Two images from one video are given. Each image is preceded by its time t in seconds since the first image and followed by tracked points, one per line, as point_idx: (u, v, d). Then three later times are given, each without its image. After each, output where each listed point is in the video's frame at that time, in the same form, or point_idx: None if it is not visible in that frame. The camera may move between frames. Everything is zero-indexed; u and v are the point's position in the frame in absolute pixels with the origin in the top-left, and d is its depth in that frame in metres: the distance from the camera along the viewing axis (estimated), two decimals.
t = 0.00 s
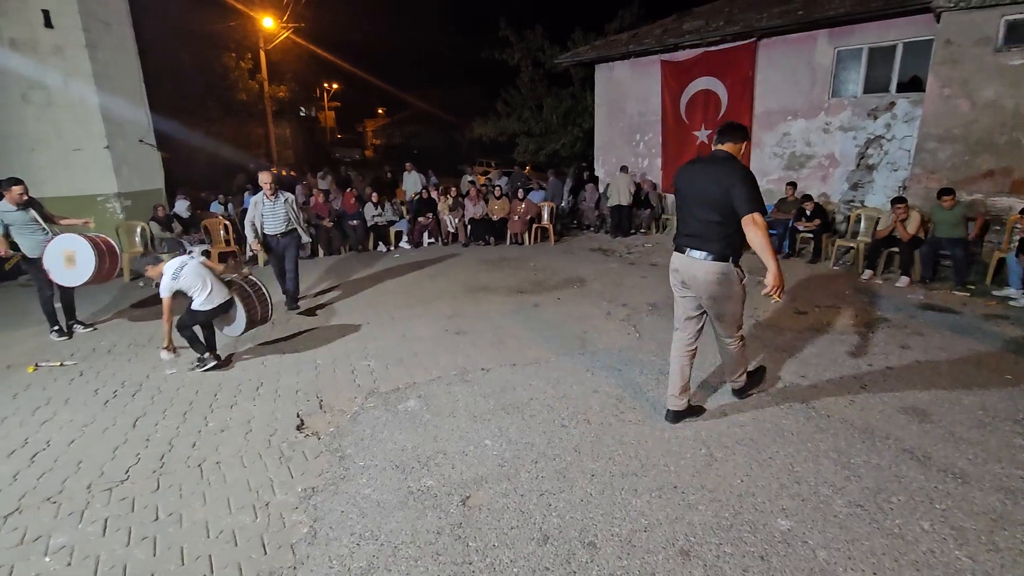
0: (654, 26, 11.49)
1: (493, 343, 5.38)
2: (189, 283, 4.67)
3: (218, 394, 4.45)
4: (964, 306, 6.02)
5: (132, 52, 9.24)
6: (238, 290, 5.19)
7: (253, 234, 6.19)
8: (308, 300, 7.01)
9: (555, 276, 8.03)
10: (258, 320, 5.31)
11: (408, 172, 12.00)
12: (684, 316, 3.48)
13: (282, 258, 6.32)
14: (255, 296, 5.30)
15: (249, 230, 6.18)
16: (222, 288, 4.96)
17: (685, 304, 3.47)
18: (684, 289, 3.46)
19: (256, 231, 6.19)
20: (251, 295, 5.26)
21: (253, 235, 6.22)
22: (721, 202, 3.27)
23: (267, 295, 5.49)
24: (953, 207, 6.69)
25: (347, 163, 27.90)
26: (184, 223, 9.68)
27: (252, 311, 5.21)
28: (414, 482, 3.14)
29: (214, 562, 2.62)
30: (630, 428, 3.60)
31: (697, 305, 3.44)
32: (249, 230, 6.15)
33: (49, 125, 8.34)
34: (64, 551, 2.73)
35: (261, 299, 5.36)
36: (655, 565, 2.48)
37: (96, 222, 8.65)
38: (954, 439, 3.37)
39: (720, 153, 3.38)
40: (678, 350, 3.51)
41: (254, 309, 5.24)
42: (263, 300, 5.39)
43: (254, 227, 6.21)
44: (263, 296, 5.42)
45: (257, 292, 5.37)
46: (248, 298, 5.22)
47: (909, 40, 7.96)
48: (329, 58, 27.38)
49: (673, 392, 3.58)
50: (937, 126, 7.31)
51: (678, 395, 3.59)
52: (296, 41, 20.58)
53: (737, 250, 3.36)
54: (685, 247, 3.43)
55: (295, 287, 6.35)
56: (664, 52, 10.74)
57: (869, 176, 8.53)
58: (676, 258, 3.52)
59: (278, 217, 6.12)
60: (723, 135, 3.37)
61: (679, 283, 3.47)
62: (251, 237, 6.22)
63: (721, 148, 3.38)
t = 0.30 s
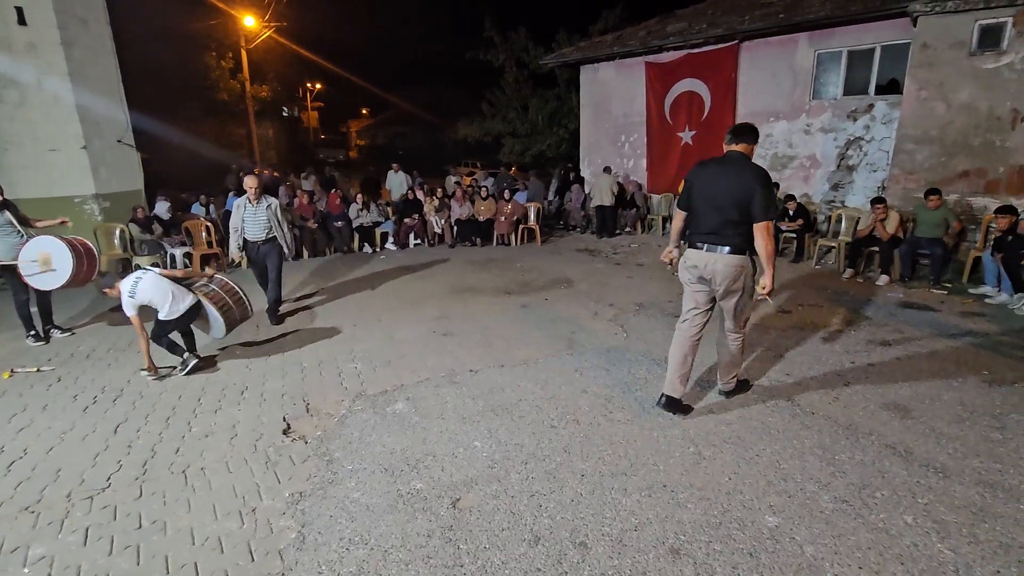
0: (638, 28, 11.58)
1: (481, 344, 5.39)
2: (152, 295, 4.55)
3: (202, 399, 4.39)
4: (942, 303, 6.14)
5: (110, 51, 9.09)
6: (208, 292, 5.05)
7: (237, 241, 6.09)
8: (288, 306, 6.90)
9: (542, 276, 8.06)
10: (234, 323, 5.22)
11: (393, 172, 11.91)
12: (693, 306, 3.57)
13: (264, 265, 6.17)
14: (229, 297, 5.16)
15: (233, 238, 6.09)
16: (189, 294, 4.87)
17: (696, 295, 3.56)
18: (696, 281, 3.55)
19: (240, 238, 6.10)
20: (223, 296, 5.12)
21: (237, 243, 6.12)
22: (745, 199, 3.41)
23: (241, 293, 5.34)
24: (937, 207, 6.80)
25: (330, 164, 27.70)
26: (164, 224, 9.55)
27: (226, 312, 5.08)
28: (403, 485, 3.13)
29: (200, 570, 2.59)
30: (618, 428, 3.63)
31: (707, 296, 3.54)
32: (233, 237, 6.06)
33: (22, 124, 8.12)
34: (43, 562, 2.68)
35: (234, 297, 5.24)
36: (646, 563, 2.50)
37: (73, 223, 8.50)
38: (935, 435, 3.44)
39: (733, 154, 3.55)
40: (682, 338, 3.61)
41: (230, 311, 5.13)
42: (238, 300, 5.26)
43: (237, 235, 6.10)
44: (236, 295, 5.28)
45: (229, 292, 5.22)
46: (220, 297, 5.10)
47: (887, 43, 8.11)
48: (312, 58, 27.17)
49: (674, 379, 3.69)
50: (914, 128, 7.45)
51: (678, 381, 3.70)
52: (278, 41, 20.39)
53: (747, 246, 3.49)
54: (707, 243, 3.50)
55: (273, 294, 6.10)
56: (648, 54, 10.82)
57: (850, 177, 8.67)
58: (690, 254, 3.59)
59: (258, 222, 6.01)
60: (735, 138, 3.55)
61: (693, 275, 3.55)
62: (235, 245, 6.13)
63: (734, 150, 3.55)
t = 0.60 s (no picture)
0: (629, 30, 11.62)
1: (475, 345, 5.38)
2: (101, 260, 4.46)
3: (195, 402, 4.36)
4: (931, 302, 6.21)
5: (98, 52, 9.00)
6: (162, 270, 5.03)
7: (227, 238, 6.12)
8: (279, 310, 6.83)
9: (535, 277, 8.07)
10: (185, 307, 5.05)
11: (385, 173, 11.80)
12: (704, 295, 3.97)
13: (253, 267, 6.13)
14: (182, 278, 5.09)
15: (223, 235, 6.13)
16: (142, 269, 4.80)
17: (708, 285, 3.93)
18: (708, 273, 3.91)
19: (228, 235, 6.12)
20: (175, 275, 5.05)
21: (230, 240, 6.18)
22: (766, 194, 3.79)
23: (199, 280, 5.25)
24: (936, 209, 6.88)
25: (321, 166, 27.57)
26: (153, 227, 9.46)
27: (176, 292, 4.95)
28: (400, 488, 3.12)
29: None
30: (615, 429, 3.63)
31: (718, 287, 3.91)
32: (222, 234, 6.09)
33: (8, 125, 8.02)
34: (32, 570, 2.64)
35: (189, 282, 5.13)
36: (645, 564, 2.50)
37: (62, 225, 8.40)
38: (928, 433, 3.47)
39: (745, 152, 3.90)
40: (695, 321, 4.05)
41: (180, 290, 5.00)
42: (193, 286, 5.16)
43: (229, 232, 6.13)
44: (192, 281, 5.18)
45: (185, 276, 5.15)
46: (173, 277, 5.02)
47: (875, 46, 8.19)
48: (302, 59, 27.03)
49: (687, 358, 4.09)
50: (903, 129, 7.53)
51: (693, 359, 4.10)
52: (268, 42, 20.27)
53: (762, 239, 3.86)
54: (731, 238, 3.82)
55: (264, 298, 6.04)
56: (639, 56, 10.87)
57: (839, 178, 8.75)
58: (710, 249, 3.90)
59: (250, 224, 5.94)
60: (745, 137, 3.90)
61: (707, 268, 3.90)
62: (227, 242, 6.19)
63: (745, 149, 3.91)
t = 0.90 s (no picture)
0: (624, 33, 11.65)
1: (470, 348, 5.37)
2: (57, 264, 4.35)
3: (187, 407, 4.33)
4: (924, 303, 6.24)
5: (90, 54, 8.95)
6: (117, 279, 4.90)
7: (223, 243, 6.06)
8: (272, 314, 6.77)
9: (530, 280, 8.06)
10: (132, 317, 4.89)
11: (377, 177, 11.85)
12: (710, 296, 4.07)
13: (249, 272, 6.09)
14: (137, 291, 4.94)
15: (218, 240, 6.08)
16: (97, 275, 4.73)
17: (713, 287, 4.03)
18: (710, 274, 4.01)
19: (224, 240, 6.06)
20: (130, 286, 4.92)
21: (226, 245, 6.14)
22: (768, 196, 3.87)
23: (154, 295, 5.09)
24: (933, 212, 6.88)
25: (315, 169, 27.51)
26: (146, 230, 9.41)
27: (126, 303, 4.81)
28: (396, 492, 3.10)
29: None
30: (611, 431, 3.63)
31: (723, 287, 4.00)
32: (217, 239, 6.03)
33: None
34: None
35: (143, 296, 4.98)
36: (643, 567, 2.49)
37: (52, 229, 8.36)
38: (923, 433, 3.48)
39: (743, 155, 3.98)
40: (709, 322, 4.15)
41: (130, 300, 4.85)
42: (147, 300, 5.01)
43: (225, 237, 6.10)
44: (147, 295, 5.03)
45: (141, 289, 5.00)
46: (127, 287, 4.88)
47: (868, 48, 8.24)
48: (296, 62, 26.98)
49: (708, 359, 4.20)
50: (895, 131, 7.58)
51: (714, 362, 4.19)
52: (262, 45, 20.22)
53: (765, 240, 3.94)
54: (736, 240, 3.88)
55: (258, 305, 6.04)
56: (633, 58, 10.90)
57: (833, 180, 8.80)
58: (715, 250, 3.96)
59: (246, 229, 5.91)
60: (744, 139, 3.97)
61: (710, 270, 4.00)
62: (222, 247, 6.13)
63: (744, 151, 3.98)
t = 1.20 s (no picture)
0: (622, 36, 11.64)
1: (466, 352, 5.34)
2: (21, 280, 4.50)
3: (179, 413, 4.29)
4: (921, 306, 6.21)
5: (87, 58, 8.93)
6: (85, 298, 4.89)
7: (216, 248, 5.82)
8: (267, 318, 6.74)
9: (527, 283, 8.03)
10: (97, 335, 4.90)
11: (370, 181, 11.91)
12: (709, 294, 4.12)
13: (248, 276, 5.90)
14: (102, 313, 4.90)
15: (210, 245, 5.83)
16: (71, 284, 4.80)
17: (710, 286, 4.06)
18: (706, 274, 4.04)
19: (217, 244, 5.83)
20: (97, 307, 4.89)
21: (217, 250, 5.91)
22: (763, 199, 3.87)
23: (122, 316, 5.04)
24: (929, 215, 6.86)
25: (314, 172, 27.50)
26: (142, 234, 9.37)
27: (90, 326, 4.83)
28: (387, 499, 3.07)
29: None
30: (606, 436, 3.60)
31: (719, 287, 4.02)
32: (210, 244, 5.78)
33: None
34: None
35: (109, 317, 4.95)
36: None
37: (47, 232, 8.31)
38: (920, 438, 3.45)
39: (736, 161, 3.97)
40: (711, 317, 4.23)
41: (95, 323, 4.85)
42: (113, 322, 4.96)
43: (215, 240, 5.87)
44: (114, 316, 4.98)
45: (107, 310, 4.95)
46: (94, 310, 4.86)
47: (864, 51, 8.24)
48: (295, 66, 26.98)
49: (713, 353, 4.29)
50: (892, 134, 7.56)
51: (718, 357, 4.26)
52: (260, 48, 20.22)
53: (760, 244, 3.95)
54: (731, 242, 3.89)
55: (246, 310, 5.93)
56: (631, 61, 10.89)
57: (830, 182, 8.79)
58: (711, 253, 3.97)
59: (243, 233, 5.76)
60: (737, 147, 3.95)
61: (707, 271, 4.01)
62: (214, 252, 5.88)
63: (736, 157, 3.97)
